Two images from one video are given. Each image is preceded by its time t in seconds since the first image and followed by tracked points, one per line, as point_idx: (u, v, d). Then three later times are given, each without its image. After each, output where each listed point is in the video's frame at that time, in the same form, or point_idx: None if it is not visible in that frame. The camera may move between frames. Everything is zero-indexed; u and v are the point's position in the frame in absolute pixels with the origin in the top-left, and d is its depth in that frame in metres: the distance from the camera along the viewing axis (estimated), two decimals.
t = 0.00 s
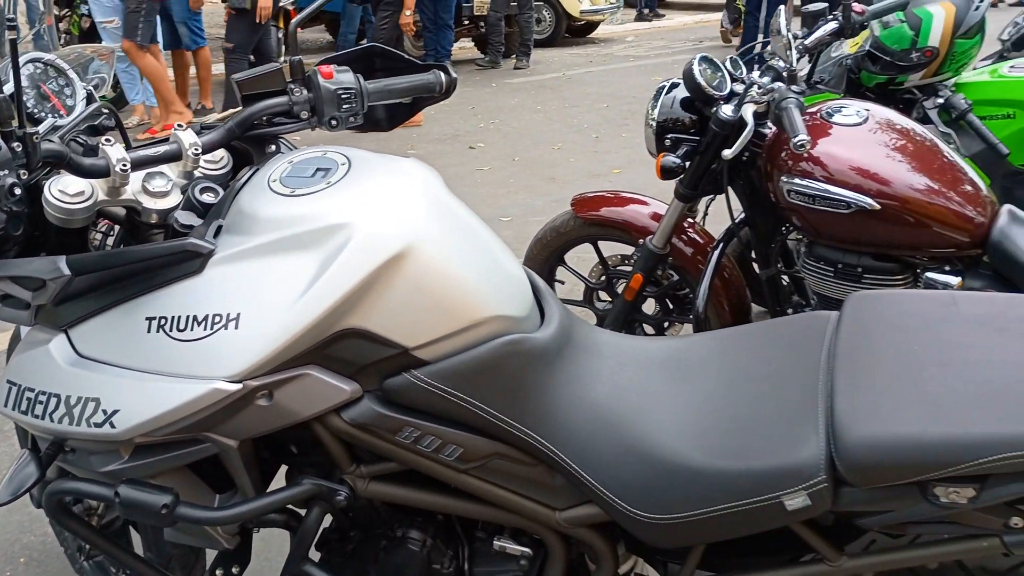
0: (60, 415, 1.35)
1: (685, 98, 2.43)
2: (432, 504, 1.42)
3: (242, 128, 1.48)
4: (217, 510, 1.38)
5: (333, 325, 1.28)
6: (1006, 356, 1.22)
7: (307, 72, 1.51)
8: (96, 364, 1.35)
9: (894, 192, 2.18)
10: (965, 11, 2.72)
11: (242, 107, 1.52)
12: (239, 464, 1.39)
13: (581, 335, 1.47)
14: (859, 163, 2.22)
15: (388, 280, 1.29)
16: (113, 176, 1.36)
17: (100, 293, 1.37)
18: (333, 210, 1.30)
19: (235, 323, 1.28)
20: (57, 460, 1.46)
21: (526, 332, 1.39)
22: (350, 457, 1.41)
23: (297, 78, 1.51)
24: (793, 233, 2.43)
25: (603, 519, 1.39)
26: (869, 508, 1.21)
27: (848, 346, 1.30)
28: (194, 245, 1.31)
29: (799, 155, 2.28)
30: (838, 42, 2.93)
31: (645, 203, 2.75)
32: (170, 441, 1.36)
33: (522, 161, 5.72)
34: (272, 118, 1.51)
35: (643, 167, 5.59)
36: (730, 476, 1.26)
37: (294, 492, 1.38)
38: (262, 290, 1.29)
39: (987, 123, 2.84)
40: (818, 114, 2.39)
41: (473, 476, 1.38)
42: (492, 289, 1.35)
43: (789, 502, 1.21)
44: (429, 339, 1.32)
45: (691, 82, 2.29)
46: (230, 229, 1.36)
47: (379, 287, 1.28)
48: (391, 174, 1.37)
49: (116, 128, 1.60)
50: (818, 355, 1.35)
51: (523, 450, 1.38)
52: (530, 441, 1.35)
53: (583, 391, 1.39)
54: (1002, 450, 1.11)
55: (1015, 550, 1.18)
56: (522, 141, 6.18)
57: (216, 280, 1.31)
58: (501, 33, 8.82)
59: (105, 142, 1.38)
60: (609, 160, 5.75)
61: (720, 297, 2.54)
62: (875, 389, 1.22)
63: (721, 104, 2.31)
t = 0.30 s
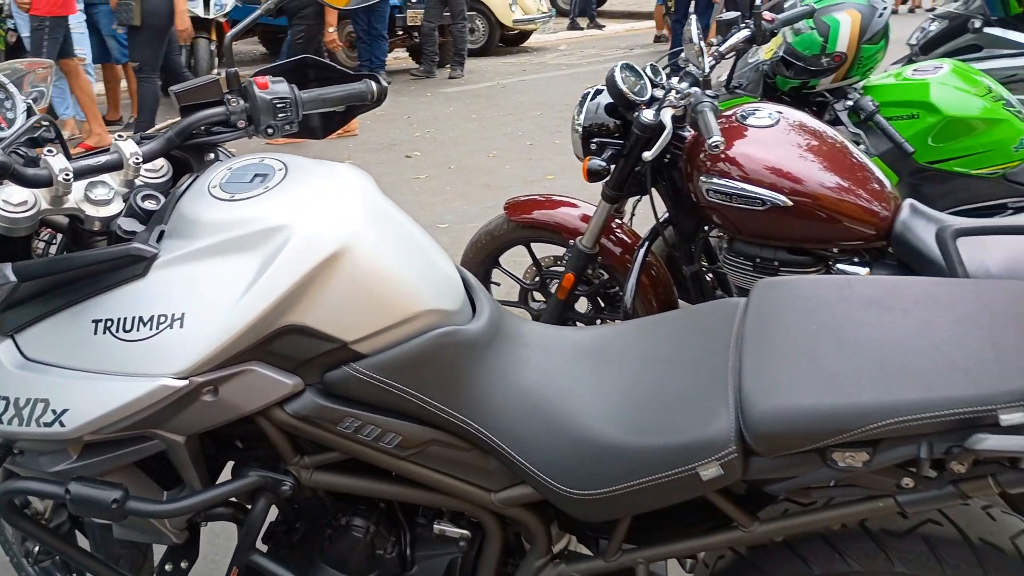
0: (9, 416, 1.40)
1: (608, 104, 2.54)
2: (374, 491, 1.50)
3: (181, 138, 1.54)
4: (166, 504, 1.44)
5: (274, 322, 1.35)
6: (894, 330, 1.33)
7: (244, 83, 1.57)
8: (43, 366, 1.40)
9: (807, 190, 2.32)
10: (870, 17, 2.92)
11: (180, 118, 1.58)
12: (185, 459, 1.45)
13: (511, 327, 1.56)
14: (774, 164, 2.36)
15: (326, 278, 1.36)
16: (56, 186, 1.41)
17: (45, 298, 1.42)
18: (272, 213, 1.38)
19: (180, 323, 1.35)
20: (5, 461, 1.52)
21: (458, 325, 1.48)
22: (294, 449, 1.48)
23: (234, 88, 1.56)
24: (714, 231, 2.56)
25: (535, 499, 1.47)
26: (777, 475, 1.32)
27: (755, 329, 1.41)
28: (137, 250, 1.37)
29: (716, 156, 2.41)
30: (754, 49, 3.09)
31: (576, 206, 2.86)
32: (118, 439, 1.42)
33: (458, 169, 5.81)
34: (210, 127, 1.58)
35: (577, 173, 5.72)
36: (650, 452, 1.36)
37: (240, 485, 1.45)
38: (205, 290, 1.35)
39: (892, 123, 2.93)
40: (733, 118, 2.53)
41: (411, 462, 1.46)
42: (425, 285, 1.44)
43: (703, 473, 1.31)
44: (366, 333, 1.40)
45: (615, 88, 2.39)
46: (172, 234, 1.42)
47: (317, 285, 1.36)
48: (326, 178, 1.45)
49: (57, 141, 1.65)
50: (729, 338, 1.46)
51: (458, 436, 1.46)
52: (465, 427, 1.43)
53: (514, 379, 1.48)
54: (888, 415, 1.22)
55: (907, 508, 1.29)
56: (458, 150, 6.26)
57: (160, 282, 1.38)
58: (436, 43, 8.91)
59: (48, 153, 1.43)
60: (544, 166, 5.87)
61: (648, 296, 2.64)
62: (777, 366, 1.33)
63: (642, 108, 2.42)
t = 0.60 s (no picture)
0: None
1: (537, 115, 2.65)
2: (320, 485, 1.57)
3: (124, 152, 1.60)
4: (118, 504, 1.49)
5: (220, 324, 1.42)
6: (798, 313, 1.45)
7: (184, 98, 1.64)
8: None
9: (726, 192, 2.45)
10: (781, 29, 3.10)
11: (122, 132, 1.64)
12: (136, 460, 1.51)
13: (446, 325, 1.65)
14: (693, 168, 2.49)
15: (269, 281, 1.44)
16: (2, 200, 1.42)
17: None
18: (215, 221, 1.45)
19: (129, 328, 1.41)
20: None
21: (396, 324, 1.56)
22: (242, 447, 1.55)
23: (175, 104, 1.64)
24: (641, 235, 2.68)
25: (475, 486, 1.56)
26: (697, 452, 1.42)
27: (674, 318, 1.52)
28: (84, 259, 1.43)
29: (640, 162, 2.53)
30: (675, 61, 3.22)
31: (509, 214, 2.96)
32: (70, 443, 1.47)
33: (394, 183, 5.88)
34: (152, 142, 1.64)
35: (512, 184, 5.83)
36: (580, 436, 1.46)
37: (190, 483, 1.50)
38: (152, 296, 1.42)
39: (806, 128, 3.10)
40: (654, 126, 2.66)
41: (356, 455, 1.53)
42: (364, 286, 1.52)
43: (629, 452, 1.41)
44: (309, 333, 1.47)
45: (543, 99, 2.49)
46: (119, 244, 1.48)
47: (260, 288, 1.43)
48: (267, 188, 1.53)
49: None
50: (650, 328, 1.57)
51: (400, 428, 1.54)
52: (405, 419, 1.52)
53: (451, 373, 1.57)
54: (793, 390, 1.34)
55: (814, 477, 1.40)
56: (393, 164, 6.34)
57: (108, 290, 1.44)
58: (369, 59, 8.97)
59: None
60: (479, 178, 5.97)
61: (580, 297, 2.77)
62: (694, 351, 1.44)
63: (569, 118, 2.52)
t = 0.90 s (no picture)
0: None
1: (476, 130, 2.74)
2: (269, 487, 1.63)
3: (72, 170, 1.64)
4: (71, 511, 1.54)
5: (168, 334, 1.49)
6: (716, 310, 1.55)
7: (129, 118, 1.70)
8: None
9: (659, 202, 2.56)
10: (710, 45, 3.23)
11: (69, 152, 1.69)
12: (88, 468, 1.56)
13: (388, 331, 1.73)
14: (627, 179, 2.60)
15: (216, 291, 1.50)
16: None
17: None
18: (163, 235, 1.51)
19: (80, 339, 1.47)
20: None
21: (340, 330, 1.64)
22: (192, 453, 1.60)
23: (120, 123, 1.69)
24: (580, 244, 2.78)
25: (418, 484, 1.63)
26: (626, 443, 1.51)
27: (603, 318, 1.62)
28: (35, 273, 1.50)
29: (576, 174, 2.63)
30: (611, 76, 3.34)
31: (453, 227, 3.05)
32: (23, 453, 1.52)
33: (342, 200, 5.93)
34: (99, 160, 1.69)
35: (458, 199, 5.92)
36: (517, 431, 1.54)
37: (141, 489, 1.56)
38: (102, 308, 1.48)
39: (736, 140, 3.23)
40: (589, 140, 2.78)
41: (303, 457, 1.60)
42: (308, 294, 1.59)
43: (561, 445, 1.51)
44: (256, 340, 1.54)
45: (481, 115, 2.58)
46: (69, 259, 1.54)
47: (208, 298, 1.50)
48: (213, 202, 1.59)
49: None
50: (581, 328, 1.67)
51: (345, 430, 1.61)
52: (349, 420, 1.59)
53: (393, 376, 1.64)
54: (711, 381, 1.44)
55: (733, 463, 1.50)
56: (341, 181, 6.39)
57: (58, 302, 1.50)
58: (315, 78, 9.02)
59: None
60: (426, 194, 6.04)
61: (522, 305, 2.86)
62: (621, 348, 1.54)
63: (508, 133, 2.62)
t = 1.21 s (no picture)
0: None
1: (443, 149, 2.86)
2: (242, 486, 1.73)
3: (54, 190, 1.74)
4: (54, 510, 1.62)
5: (147, 341, 1.58)
6: (659, 314, 1.67)
7: (109, 141, 1.81)
8: None
9: (618, 218, 2.68)
10: (667, 67, 3.40)
11: (50, 172, 1.79)
12: (71, 470, 1.65)
13: (354, 339, 1.83)
14: (587, 196, 2.72)
15: (191, 300, 1.60)
16: None
17: None
18: (141, 249, 1.61)
19: (64, 346, 1.56)
20: None
21: (309, 338, 1.74)
22: (169, 454, 1.70)
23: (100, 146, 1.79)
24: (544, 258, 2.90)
25: (384, 481, 1.73)
26: (577, 438, 1.62)
27: (555, 324, 1.73)
28: (20, 285, 1.59)
29: (538, 191, 2.75)
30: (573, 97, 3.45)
31: (423, 243, 3.16)
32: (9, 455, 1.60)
33: (317, 219, 6.03)
34: (80, 179, 1.78)
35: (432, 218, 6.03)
36: (475, 430, 1.65)
37: (121, 490, 1.65)
38: (84, 318, 1.58)
39: (694, 157, 3.37)
40: (550, 158, 2.90)
41: (274, 457, 1.69)
42: (279, 303, 1.70)
43: (517, 441, 1.61)
44: (230, 347, 1.64)
45: (447, 135, 2.71)
46: (52, 272, 1.64)
47: (184, 307, 1.60)
48: (188, 218, 1.70)
49: None
50: (536, 333, 1.78)
51: (314, 431, 1.71)
52: (318, 422, 1.69)
53: (359, 380, 1.75)
54: (653, 379, 1.55)
55: (678, 456, 1.62)
56: (316, 200, 6.48)
57: (42, 312, 1.59)
58: (291, 100, 9.13)
59: None
60: (400, 213, 6.15)
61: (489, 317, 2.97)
62: (572, 351, 1.65)
63: (473, 151, 2.74)
